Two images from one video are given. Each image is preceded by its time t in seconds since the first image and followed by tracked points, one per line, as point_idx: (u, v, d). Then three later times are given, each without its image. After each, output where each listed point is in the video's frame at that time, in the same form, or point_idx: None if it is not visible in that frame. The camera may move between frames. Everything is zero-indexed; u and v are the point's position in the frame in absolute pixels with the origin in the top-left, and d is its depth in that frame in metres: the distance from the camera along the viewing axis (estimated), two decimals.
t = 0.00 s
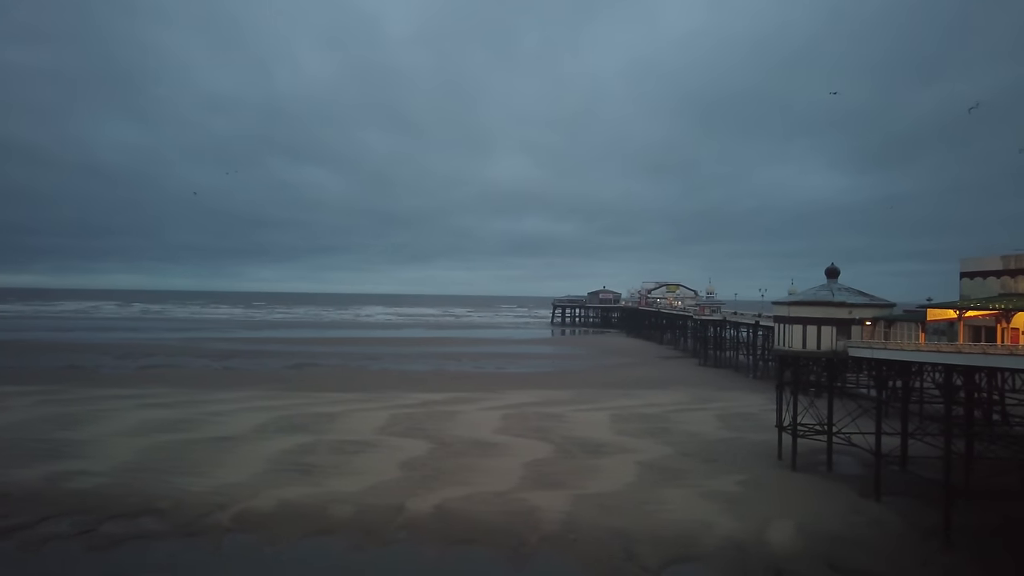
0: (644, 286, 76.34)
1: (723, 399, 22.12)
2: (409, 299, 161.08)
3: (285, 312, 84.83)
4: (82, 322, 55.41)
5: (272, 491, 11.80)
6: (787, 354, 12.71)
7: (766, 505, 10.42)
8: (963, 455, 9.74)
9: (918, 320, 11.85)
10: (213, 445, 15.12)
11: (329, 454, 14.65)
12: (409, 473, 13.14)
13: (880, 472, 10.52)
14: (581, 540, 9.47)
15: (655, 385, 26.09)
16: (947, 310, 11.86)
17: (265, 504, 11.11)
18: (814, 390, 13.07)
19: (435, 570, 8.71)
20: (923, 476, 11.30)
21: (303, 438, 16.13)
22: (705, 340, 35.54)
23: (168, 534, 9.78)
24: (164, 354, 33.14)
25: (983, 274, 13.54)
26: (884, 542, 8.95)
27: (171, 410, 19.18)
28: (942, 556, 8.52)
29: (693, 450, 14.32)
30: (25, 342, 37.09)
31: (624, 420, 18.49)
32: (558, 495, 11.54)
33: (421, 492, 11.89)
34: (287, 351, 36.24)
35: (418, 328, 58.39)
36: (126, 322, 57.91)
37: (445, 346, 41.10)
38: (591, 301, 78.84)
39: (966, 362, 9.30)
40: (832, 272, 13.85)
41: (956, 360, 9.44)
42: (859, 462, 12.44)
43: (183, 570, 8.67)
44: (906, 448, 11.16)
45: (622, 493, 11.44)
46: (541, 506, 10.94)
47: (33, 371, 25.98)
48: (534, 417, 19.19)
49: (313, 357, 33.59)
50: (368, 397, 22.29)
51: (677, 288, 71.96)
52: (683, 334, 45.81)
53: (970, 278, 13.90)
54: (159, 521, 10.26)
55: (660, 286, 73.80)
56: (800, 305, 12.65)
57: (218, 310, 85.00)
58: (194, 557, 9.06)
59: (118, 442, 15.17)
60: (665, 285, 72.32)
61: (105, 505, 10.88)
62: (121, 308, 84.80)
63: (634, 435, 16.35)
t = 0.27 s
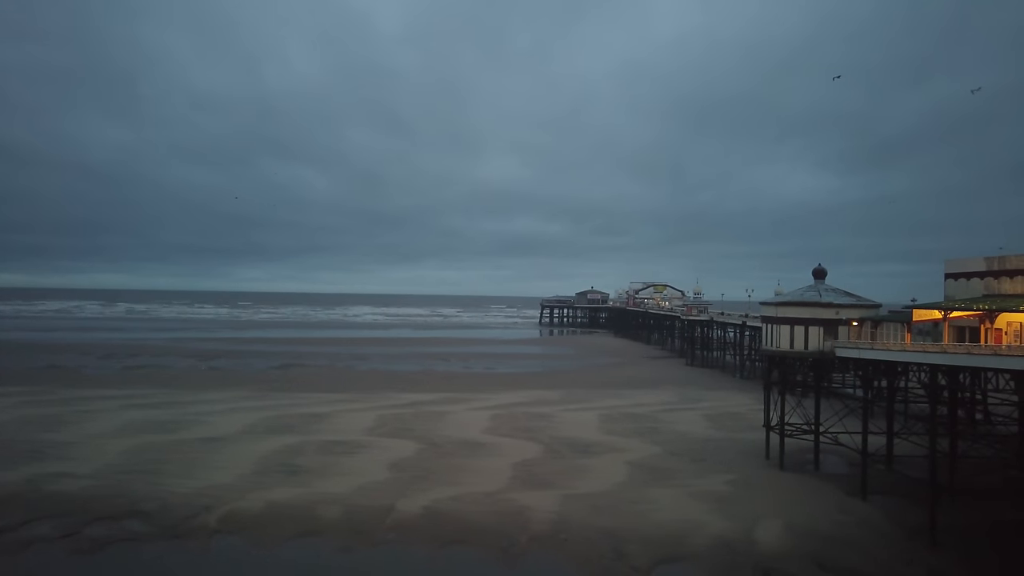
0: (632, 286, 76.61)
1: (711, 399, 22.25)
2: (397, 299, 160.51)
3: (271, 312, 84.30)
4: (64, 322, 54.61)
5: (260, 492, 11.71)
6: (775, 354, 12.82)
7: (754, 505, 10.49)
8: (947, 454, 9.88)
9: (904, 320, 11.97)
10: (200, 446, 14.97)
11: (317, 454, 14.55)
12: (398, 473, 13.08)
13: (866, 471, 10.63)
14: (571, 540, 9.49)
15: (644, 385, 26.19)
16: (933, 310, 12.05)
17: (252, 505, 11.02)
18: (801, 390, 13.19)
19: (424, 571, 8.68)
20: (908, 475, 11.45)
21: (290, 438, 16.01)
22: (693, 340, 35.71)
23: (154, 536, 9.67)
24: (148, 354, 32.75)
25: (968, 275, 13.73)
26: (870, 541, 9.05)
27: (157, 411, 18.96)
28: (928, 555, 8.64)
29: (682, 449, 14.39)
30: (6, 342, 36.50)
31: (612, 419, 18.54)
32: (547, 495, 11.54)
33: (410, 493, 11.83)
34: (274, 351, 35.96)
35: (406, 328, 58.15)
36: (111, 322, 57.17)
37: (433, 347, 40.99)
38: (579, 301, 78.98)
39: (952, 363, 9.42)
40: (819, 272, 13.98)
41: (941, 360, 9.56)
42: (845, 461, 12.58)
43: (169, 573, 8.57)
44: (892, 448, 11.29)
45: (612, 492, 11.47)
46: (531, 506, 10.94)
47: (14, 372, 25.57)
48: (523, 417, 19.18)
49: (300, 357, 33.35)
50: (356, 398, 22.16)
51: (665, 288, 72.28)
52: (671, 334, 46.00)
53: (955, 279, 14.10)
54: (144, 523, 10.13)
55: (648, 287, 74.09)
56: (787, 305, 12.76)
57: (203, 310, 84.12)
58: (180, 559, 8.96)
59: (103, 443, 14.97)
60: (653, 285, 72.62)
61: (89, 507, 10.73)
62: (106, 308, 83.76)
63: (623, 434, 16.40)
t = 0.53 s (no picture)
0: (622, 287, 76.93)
1: (701, 399, 22.37)
2: (387, 299, 160.11)
3: (260, 311, 83.79)
4: (49, 322, 53.96)
5: (250, 493, 11.64)
6: (765, 355, 12.92)
7: (745, 505, 10.55)
8: (935, 455, 9.99)
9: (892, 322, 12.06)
10: (189, 447, 14.86)
11: (307, 455, 14.48)
12: (389, 474, 13.05)
13: (855, 472, 10.74)
14: (563, 540, 9.51)
15: (634, 386, 26.29)
16: (920, 312, 12.20)
17: (242, 506, 10.95)
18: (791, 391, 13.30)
19: (416, 571, 8.67)
20: (897, 475, 11.56)
21: (280, 439, 15.92)
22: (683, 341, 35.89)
23: (144, 538, 9.59)
24: (135, 354, 32.45)
25: (955, 278, 13.90)
26: (859, 540, 9.15)
27: (144, 411, 18.79)
28: (916, 554, 8.73)
29: (673, 450, 14.46)
30: None
31: (603, 420, 18.60)
32: (539, 495, 11.56)
33: (401, 493, 11.81)
34: (263, 351, 35.77)
35: (396, 328, 57.99)
36: (98, 321, 56.62)
37: (424, 347, 40.92)
38: (569, 301, 79.21)
39: (939, 364, 9.54)
40: (809, 274, 14.10)
41: (929, 361, 9.67)
42: (834, 462, 12.69)
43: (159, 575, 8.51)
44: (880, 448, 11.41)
45: (603, 493, 11.51)
46: (523, 507, 10.96)
47: None
48: (514, 418, 19.20)
49: (289, 358, 33.18)
50: (346, 398, 22.08)
51: (655, 289, 72.64)
52: (660, 335, 46.23)
53: (942, 281, 14.26)
54: (133, 525, 10.04)
55: (638, 287, 74.42)
56: (777, 307, 12.86)
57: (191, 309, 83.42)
58: (170, 561, 8.90)
59: (90, 444, 14.82)
60: (642, 286, 72.95)
61: (77, 509, 10.63)
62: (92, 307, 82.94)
63: (614, 435, 16.45)
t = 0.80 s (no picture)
0: (610, 286, 77.19)
1: (689, 399, 22.48)
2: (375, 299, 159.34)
3: (246, 311, 83.05)
4: (29, 322, 53.14)
5: (237, 495, 11.53)
6: (752, 355, 13.00)
7: (733, 504, 10.62)
8: (920, 453, 10.11)
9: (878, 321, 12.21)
10: (174, 449, 14.70)
11: (295, 456, 14.37)
12: (378, 475, 12.98)
13: (841, 470, 10.84)
14: (553, 540, 9.51)
15: (622, 385, 26.38)
16: (906, 312, 12.37)
17: (229, 508, 10.85)
18: (778, 391, 13.40)
19: (406, 572, 8.64)
20: (882, 473, 11.69)
21: (267, 440, 15.79)
22: (671, 340, 36.05)
23: (128, 541, 9.46)
24: (119, 354, 32.04)
25: (939, 278, 14.10)
26: (846, 538, 9.23)
27: (129, 412, 18.55)
28: (901, 552, 8.84)
29: (662, 449, 14.51)
30: None
31: (592, 420, 18.64)
32: (528, 495, 11.56)
33: (391, 494, 11.74)
34: (249, 351, 35.48)
35: (384, 328, 57.74)
36: (81, 321, 55.88)
37: (412, 347, 40.78)
38: (557, 301, 79.35)
39: (924, 363, 9.64)
40: (796, 274, 14.22)
41: (914, 360, 9.77)
42: (821, 460, 12.80)
43: None
44: (866, 447, 11.52)
45: (592, 493, 11.53)
46: (512, 507, 10.94)
47: None
48: (503, 418, 19.19)
49: (276, 358, 32.92)
50: (334, 399, 21.95)
51: (642, 289, 72.96)
52: (648, 334, 46.41)
53: (927, 282, 14.46)
54: (117, 528, 9.91)
55: (626, 287, 74.71)
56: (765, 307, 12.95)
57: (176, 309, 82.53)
58: (155, 564, 8.79)
59: (73, 445, 14.61)
60: (630, 286, 73.23)
61: (60, 512, 10.47)
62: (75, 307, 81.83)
63: (602, 434, 16.50)
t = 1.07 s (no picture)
0: (601, 286, 77.41)
1: (680, 398, 22.61)
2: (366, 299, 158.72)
3: (236, 311, 82.53)
4: (15, 321, 52.56)
5: (227, 495, 11.45)
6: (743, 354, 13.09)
7: (724, 503, 10.67)
8: (909, 451, 10.21)
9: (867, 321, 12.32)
10: (163, 449, 14.59)
11: (286, 456, 14.32)
12: (369, 474, 12.94)
13: (831, 468, 10.93)
14: (545, 539, 9.53)
15: (613, 384, 26.48)
16: (895, 311, 12.48)
17: (220, 508, 10.78)
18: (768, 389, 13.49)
19: (398, 572, 8.63)
20: (872, 471, 11.80)
21: (258, 440, 15.71)
22: (661, 339, 36.21)
23: (117, 542, 9.38)
24: (107, 354, 31.78)
25: (927, 277, 14.26)
26: (836, 536, 9.31)
27: (117, 412, 18.40)
28: (891, 549, 8.92)
29: (653, 448, 14.57)
30: None
31: (584, 419, 18.69)
32: (520, 494, 11.57)
33: (383, 494, 11.71)
34: (239, 351, 35.27)
35: (375, 327, 57.57)
36: (69, 321, 55.39)
37: (404, 346, 40.73)
38: (548, 301, 79.45)
39: (913, 362, 9.73)
40: (787, 273, 14.31)
41: (903, 359, 9.86)
42: (811, 458, 12.90)
43: None
44: (856, 445, 11.62)
45: (584, 491, 11.56)
46: (504, 506, 10.95)
47: None
48: (495, 417, 19.20)
49: (266, 357, 32.76)
50: (325, 398, 21.88)
51: (633, 288, 73.22)
52: (638, 333, 46.61)
53: (915, 281, 14.62)
54: (106, 528, 9.83)
55: (616, 287, 74.99)
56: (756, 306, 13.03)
57: (165, 308, 81.85)
58: (144, 565, 8.73)
59: (61, 446, 14.47)
60: (621, 285, 73.49)
61: (47, 513, 10.36)
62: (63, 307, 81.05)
63: (594, 433, 16.55)
